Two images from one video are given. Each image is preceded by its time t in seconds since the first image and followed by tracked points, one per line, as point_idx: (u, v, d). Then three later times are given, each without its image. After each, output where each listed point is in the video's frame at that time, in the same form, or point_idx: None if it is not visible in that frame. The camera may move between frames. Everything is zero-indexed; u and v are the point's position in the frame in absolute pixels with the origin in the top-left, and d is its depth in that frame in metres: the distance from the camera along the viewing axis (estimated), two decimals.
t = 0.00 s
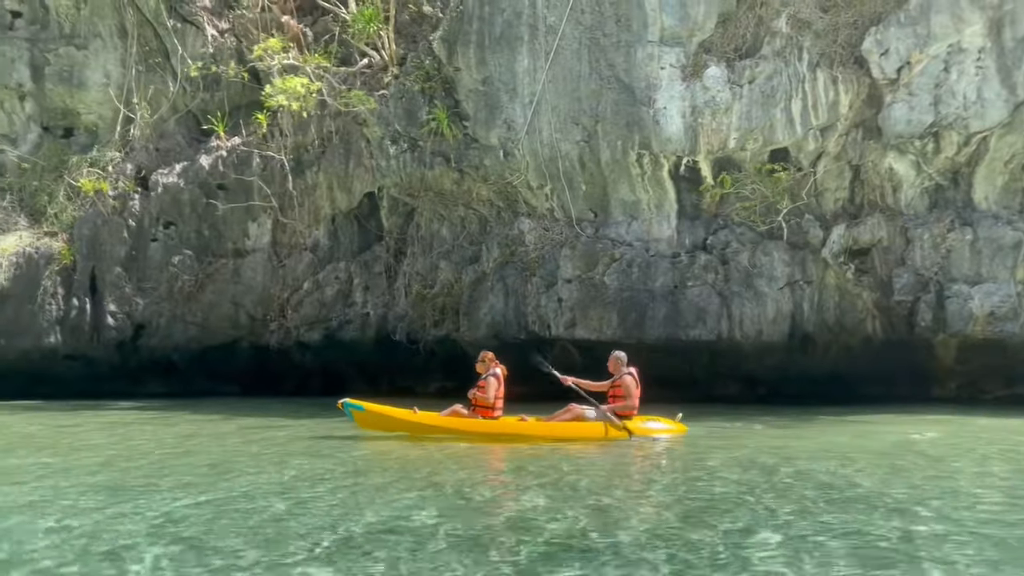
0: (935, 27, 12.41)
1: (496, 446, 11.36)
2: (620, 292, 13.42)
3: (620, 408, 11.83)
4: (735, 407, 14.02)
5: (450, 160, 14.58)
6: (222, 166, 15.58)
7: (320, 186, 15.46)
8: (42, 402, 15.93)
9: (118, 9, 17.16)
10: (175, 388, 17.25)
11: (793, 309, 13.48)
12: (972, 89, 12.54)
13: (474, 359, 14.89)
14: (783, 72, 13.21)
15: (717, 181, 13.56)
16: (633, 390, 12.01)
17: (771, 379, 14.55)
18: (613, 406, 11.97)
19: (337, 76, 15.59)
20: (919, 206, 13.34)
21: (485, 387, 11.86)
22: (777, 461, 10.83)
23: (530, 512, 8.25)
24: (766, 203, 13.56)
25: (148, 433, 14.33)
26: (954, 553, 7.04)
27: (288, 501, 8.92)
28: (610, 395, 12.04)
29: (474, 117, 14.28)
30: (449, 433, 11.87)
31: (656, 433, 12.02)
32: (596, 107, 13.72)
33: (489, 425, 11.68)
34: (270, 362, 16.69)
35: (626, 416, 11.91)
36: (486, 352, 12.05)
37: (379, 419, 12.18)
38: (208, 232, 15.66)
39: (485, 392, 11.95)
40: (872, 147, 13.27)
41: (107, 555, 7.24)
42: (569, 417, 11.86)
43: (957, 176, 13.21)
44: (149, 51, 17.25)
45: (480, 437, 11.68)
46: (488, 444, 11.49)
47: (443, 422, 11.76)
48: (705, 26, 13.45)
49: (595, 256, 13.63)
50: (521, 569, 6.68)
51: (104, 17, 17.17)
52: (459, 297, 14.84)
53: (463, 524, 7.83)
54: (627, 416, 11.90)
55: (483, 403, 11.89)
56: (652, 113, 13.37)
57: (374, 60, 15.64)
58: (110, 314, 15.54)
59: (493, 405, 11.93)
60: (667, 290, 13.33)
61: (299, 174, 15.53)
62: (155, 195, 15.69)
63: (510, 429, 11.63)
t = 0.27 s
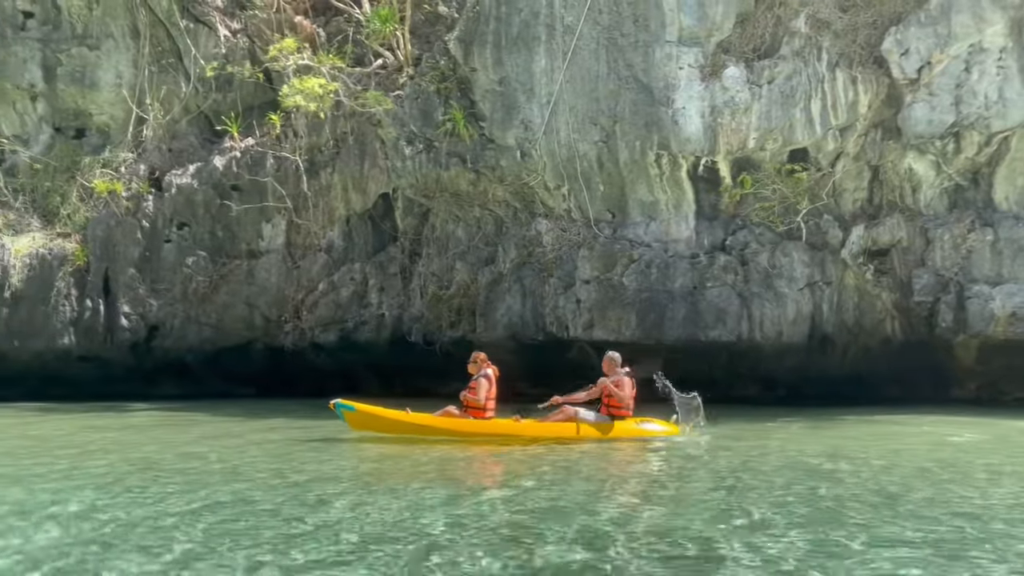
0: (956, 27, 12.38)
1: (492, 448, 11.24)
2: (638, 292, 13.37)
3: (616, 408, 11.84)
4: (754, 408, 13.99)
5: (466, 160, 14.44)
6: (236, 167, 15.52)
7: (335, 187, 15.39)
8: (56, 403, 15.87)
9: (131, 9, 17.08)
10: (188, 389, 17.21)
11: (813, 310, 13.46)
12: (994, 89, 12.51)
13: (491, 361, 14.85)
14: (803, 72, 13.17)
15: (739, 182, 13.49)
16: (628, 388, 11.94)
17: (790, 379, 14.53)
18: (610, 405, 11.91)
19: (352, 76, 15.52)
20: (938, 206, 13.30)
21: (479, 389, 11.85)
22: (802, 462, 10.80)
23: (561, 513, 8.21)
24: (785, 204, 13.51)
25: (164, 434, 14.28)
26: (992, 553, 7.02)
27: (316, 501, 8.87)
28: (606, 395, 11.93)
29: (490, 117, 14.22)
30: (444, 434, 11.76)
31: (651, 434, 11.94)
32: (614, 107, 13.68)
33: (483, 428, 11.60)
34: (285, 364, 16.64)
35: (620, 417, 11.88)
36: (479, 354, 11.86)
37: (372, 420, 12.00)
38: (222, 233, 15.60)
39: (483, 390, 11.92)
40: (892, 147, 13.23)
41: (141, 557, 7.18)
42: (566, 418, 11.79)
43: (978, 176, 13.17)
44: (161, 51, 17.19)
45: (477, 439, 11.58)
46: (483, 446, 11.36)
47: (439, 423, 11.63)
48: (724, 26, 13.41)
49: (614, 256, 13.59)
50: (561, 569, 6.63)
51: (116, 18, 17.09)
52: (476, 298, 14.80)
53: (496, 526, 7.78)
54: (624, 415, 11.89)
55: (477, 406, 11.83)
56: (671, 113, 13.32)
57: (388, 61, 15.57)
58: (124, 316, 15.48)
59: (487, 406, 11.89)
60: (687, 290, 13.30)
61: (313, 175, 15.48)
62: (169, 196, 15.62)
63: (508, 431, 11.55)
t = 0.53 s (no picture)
0: (976, 26, 12.34)
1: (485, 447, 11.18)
2: (656, 292, 13.32)
3: (606, 407, 11.93)
4: (771, 409, 13.94)
5: (481, 160, 14.38)
6: (248, 166, 15.44)
7: (348, 186, 15.31)
8: (68, 403, 15.79)
9: (142, 8, 16.98)
10: (199, 389, 17.16)
11: (831, 310, 13.41)
12: (1013, 88, 12.49)
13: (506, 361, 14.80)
14: (821, 71, 13.12)
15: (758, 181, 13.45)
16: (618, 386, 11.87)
17: (807, 379, 14.49)
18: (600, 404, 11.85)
19: (366, 75, 15.45)
20: (957, 206, 13.26)
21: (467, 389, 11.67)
22: (824, 462, 10.74)
23: (590, 514, 8.15)
24: (803, 203, 13.47)
25: (177, 434, 14.20)
26: None
27: (342, 500, 8.79)
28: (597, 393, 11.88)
29: (506, 116, 14.16)
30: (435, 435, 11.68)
31: (645, 434, 11.88)
32: (631, 106, 13.63)
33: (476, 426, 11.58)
34: (297, 363, 16.57)
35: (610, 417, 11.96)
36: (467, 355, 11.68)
37: (362, 419, 11.91)
38: (235, 232, 15.52)
39: (473, 389, 11.71)
40: (910, 146, 13.19)
41: (171, 557, 7.09)
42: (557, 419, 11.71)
43: (997, 175, 13.13)
44: (172, 50, 17.11)
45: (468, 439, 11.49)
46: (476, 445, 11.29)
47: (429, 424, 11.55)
48: (741, 25, 13.36)
49: (631, 256, 13.55)
50: (599, 570, 6.56)
51: (127, 16, 16.99)
52: (491, 297, 14.76)
53: (527, 526, 7.71)
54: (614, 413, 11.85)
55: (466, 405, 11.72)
56: (689, 112, 13.27)
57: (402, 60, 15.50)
58: (137, 316, 15.41)
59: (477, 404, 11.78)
60: (705, 290, 13.25)
61: (327, 174, 15.43)
62: (181, 195, 15.54)
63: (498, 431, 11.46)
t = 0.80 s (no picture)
0: (995, 24, 12.34)
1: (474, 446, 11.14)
2: (673, 290, 13.30)
3: (593, 406, 11.81)
4: (788, 408, 13.90)
5: (495, 158, 14.36)
6: (261, 163, 15.37)
7: (361, 184, 15.24)
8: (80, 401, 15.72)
9: (153, 3, 16.88)
10: (211, 386, 17.13)
11: (848, 308, 13.38)
12: None
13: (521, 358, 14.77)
14: (838, 69, 13.09)
15: (776, 179, 13.39)
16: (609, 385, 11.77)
17: (823, 377, 14.48)
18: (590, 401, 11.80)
19: (379, 72, 15.38)
20: (974, 204, 13.24)
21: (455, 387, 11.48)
22: (846, 461, 10.70)
23: (620, 513, 8.12)
24: (819, 201, 13.45)
25: (191, 432, 14.15)
26: None
27: (367, 497, 8.75)
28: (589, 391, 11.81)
29: (521, 113, 14.11)
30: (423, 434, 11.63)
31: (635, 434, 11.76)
32: (648, 103, 13.59)
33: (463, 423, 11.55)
34: (310, 361, 16.52)
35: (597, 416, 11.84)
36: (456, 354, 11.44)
37: (351, 418, 11.89)
38: (247, 229, 15.45)
39: (461, 387, 11.34)
40: (928, 144, 13.17)
41: (201, 556, 7.04)
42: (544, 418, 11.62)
43: (1014, 174, 13.10)
44: (183, 46, 17.01)
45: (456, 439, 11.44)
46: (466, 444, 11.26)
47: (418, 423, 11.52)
48: (758, 22, 13.32)
49: (647, 254, 13.52)
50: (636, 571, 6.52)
51: (138, 12, 16.88)
52: (505, 295, 14.74)
53: (558, 525, 7.66)
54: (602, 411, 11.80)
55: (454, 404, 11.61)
56: (706, 110, 13.23)
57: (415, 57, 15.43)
58: (149, 313, 15.35)
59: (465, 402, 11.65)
60: (722, 288, 13.23)
61: (340, 171, 15.35)
62: (193, 192, 15.46)
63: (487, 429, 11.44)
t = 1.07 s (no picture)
0: (1015, 22, 12.33)
1: (461, 446, 11.03)
2: (690, 288, 13.28)
3: (583, 407, 11.56)
4: (805, 407, 13.86)
5: (510, 155, 14.29)
6: (273, 159, 15.25)
7: (374, 180, 15.10)
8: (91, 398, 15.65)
9: None
10: (222, 383, 17.07)
11: (866, 307, 13.34)
12: None
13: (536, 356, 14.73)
14: (857, 66, 13.05)
15: (796, 177, 13.33)
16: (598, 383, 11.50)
17: (839, 376, 14.43)
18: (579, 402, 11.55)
19: (393, 68, 15.30)
20: (992, 203, 13.21)
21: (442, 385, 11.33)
22: (868, 459, 10.67)
23: (649, 511, 8.09)
24: (837, 199, 13.41)
25: (206, 428, 14.10)
26: None
27: (393, 495, 8.69)
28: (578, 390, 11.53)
29: (537, 110, 14.04)
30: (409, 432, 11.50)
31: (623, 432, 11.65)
32: (665, 100, 13.54)
33: (450, 423, 11.36)
34: (322, 358, 16.46)
35: (586, 416, 11.60)
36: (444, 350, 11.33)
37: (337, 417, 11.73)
38: (258, 226, 15.33)
39: (449, 386, 11.26)
40: (946, 142, 13.15)
41: (233, 553, 6.97)
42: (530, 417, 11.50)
43: None
44: (194, 42, 16.90)
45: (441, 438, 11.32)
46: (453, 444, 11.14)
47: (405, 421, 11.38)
48: (776, 19, 13.26)
49: (664, 252, 13.49)
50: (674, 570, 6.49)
51: (148, 8, 16.70)
52: (520, 293, 14.74)
53: (589, 524, 7.61)
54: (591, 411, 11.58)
55: (440, 403, 11.39)
56: (723, 107, 13.18)
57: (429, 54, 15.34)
58: (161, 310, 15.29)
59: (453, 401, 11.42)
60: (740, 286, 13.19)
61: (352, 168, 15.20)
62: (205, 188, 15.36)
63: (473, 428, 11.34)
